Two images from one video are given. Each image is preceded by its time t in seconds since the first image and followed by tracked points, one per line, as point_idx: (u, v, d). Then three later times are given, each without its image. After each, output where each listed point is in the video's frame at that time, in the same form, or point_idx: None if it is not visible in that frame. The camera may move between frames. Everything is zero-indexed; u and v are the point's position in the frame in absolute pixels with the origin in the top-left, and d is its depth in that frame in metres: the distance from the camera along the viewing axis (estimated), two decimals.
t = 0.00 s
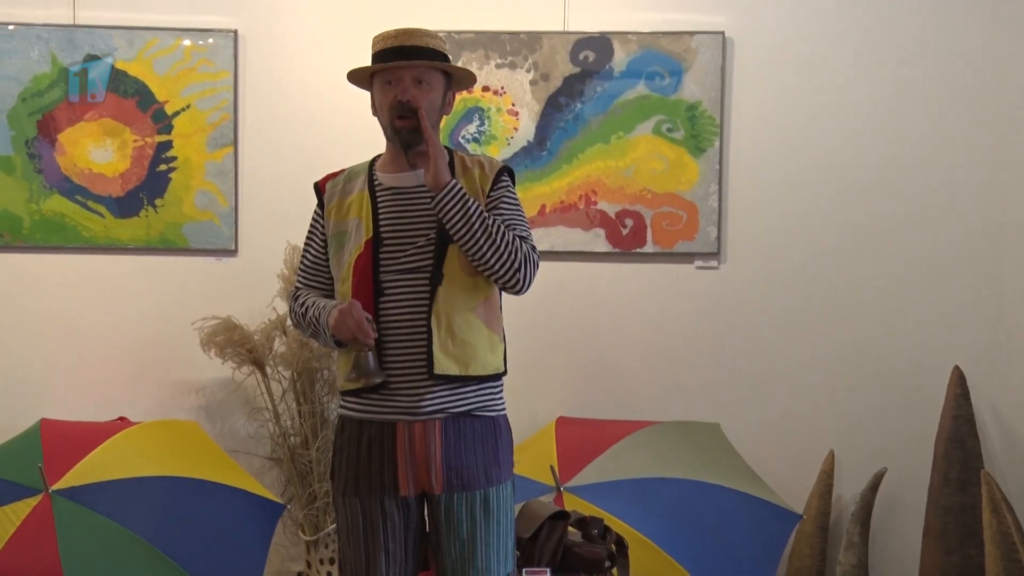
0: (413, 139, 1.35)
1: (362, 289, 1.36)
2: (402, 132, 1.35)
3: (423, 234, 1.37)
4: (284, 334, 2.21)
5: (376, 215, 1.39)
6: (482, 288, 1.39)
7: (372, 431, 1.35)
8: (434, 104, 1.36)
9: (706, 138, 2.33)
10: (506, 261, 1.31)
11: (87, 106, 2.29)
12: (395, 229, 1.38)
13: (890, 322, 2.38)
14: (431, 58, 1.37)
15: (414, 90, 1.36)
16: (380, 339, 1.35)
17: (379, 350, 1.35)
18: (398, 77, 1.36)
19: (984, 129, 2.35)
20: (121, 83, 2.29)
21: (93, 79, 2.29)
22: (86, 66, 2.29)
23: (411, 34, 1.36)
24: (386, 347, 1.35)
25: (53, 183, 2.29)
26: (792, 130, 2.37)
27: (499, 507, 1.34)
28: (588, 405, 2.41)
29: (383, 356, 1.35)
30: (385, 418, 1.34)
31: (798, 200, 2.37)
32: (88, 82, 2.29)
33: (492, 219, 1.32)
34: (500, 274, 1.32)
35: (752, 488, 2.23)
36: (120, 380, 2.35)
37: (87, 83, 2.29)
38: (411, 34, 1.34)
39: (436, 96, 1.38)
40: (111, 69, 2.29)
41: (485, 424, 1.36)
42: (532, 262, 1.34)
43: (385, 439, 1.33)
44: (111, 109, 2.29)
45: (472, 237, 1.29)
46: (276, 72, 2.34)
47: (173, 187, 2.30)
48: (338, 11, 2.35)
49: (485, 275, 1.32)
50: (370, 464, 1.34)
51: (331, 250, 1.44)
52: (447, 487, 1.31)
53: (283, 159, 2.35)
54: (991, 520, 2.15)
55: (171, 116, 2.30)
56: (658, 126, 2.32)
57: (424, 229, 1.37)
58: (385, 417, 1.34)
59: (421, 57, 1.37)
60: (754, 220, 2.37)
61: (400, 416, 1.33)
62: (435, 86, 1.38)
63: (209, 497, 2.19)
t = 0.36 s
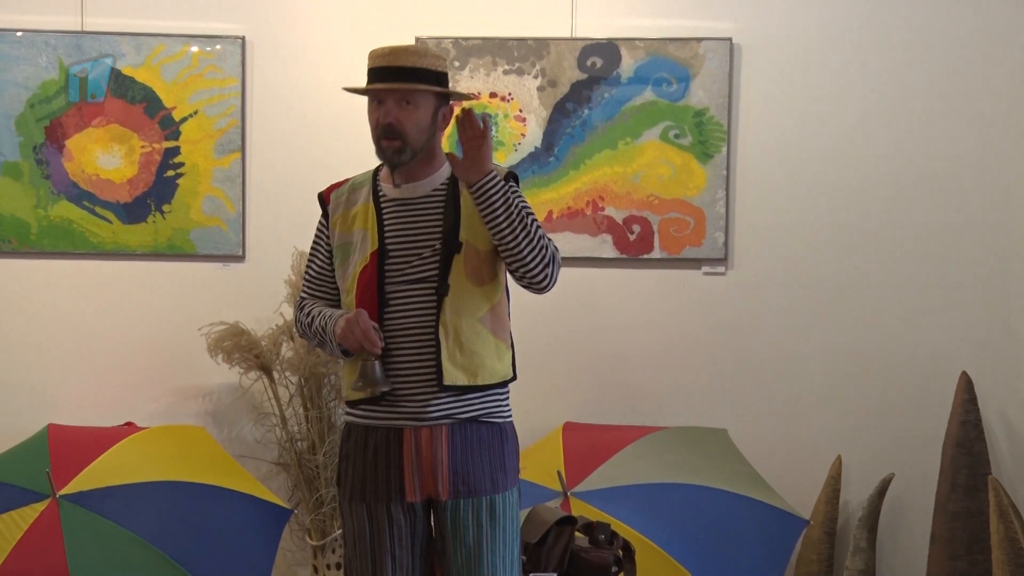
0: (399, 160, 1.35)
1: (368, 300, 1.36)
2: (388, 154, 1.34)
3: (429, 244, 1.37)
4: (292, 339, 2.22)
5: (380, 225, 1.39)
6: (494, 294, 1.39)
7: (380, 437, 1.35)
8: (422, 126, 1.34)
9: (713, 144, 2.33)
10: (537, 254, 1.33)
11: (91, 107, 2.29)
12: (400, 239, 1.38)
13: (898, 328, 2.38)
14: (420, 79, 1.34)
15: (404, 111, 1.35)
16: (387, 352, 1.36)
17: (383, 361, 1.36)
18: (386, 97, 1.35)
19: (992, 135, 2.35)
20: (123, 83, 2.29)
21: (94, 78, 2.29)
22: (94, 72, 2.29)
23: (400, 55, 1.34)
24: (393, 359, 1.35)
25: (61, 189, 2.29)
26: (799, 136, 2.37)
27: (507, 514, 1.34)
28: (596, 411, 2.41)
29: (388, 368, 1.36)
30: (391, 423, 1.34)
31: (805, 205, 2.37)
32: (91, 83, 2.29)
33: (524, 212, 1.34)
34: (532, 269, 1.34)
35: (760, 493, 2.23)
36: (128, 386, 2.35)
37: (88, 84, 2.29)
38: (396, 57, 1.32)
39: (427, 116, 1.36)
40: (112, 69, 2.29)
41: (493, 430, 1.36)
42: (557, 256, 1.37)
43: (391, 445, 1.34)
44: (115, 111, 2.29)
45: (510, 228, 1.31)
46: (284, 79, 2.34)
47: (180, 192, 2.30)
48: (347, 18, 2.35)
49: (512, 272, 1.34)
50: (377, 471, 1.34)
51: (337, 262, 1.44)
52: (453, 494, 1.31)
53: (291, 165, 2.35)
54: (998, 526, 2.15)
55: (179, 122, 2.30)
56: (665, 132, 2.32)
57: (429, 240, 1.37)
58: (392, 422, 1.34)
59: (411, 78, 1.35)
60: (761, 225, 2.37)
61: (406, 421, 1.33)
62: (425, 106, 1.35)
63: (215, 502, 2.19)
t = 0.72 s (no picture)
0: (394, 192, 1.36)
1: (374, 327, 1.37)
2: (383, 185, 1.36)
3: (432, 269, 1.38)
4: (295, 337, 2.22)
5: (383, 249, 1.40)
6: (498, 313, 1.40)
7: (388, 442, 1.36)
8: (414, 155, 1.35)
9: (717, 142, 2.33)
10: (537, 277, 1.34)
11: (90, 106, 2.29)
12: (402, 264, 1.38)
13: (902, 326, 2.37)
14: (410, 110, 1.35)
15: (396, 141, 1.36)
16: (395, 375, 1.36)
17: (392, 385, 1.36)
18: (378, 129, 1.36)
19: (996, 132, 2.35)
20: (122, 83, 2.29)
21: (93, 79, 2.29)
22: (97, 70, 2.29)
23: (389, 86, 1.35)
24: (403, 384, 1.36)
25: (65, 187, 2.29)
26: (803, 134, 2.37)
27: (514, 519, 1.35)
28: (599, 409, 2.41)
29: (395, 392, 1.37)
30: (400, 428, 1.35)
31: (809, 203, 2.37)
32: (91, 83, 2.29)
33: (519, 237, 1.35)
34: (531, 294, 1.35)
35: (763, 492, 2.23)
36: (131, 384, 2.35)
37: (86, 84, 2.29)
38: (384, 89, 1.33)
39: (419, 147, 1.37)
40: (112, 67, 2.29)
41: (501, 437, 1.37)
42: (556, 276, 1.38)
43: (402, 448, 1.35)
44: (115, 109, 2.30)
45: (506, 259, 1.31)
46: (288, 76, 2.34)
47: (184, 191, 2.30)
48: (350, 15, 2.35)
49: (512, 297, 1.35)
50: (385, 476, 1.35)
51: (340, 285, 1.45)
52: (462, 498, 1.33)
53: (294, 163, 2.35)
54: (1003, 524, 2.15)
55: (183, 120, 2.30)
56: (668, 130, 2.32)
57: (432, 264, 1.38)
58: (401, 427, 1.35)
59: (402, 109, 1.36)
60: (765, 223, 2.37)
61: (415, 426, 1.34)
62: (416, 135, 1.36)
63: (220, 502, 2.19)
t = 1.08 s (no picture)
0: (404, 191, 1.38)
1: (384, 328, 1.38)
2: (393, 184, 1.37)
3: (442, 269, 1.39)
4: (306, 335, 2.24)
5: (393, 249, 1.41)
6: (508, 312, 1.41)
7: (399, 441, 1.38)
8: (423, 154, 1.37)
9: (726, 141, 2.34)
10: (547, 276, 1.35)
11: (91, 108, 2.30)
12: (413, 265, 1.40)
13: (910, 324, 2.38)
14: (420, 112, 1.38)
15: (406, 142, 1.38)
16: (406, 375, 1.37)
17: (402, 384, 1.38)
18: (388, 131, 1.38)
19: (1005, 130, 2.36)
20: (121, 85, 2.31)
21: (93, 79, 2.30)
22: (110, 69, 2.31)
23: (398, 89, 1.38)
24: (413, 383, 1.37)
25: (78, 185, 2.31)
26: (812, 132, 2.38)
27: (525, 516, 1.36)
28: (608, 406, 2.42)
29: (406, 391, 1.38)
30: (410, 428, 1.37)
31: (817, 202, 2.38)
32: (91, 83, 2.31)
33: (529, 238, 1.36)
34: (541, 294, 1.36)
35: (771, 489, 2.24)
36: (143, 380, 2.37)
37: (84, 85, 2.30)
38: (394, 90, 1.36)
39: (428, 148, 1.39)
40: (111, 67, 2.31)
41: (511, 435, 1.39)
42: (565, 277, 1.39)
43: (413, 446, 1.36)
44: (117, 109, 2.31)
45: (515, 259, 1.32)
46: (299, 75, 2.36)
47: (196, 189, 2.32)
48: (361, 14, 2.36)
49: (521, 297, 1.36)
50: (396, 474, 1.36)
51: (350, 284, 1.47)
52: (473, 496, 1.34)
53: (305, 161, 2.36)
54: (1011, 521, 2.16)
55: (194, 118, 2.32)
56: (677, 128, 2.33)
57: (442, 264, 1.39)
58: (412, 426, 1.36)
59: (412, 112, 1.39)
60: (773, 221, 2.38)
61: (426, 425, 1.36)
62: (426, 137, 1.38)
63: (230, 498, 2.21)
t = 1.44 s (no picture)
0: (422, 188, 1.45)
1: (402, 319, 1.46)
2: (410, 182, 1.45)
3: (458, 264, 1.46)
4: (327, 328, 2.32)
5: (410, 242, 1.49)
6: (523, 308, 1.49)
7: (416, 431, 1.45)
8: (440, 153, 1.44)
9: (734, 140, 2.41)
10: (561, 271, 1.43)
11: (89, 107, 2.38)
12: (430, 259, 1.47)
13: (913, 318, 2.45)
14: (437, 112, 1.45)
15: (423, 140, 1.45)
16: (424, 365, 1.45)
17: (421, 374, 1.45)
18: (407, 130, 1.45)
19: (1007, 129, 2.42)
20: (120, 86, 2.38)
21: (93, 80, 2.38)
22: (139, 71, 2.39)
23: (417, 90, 1.45)
24: (431, 373, 1.45)
25: (107, 183, 2.39)
26: (818, 132, 2.45)
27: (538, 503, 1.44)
28: (619, 398, 2.50)
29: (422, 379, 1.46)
30: (429, 417, 1.45)
31: (823, 199, 2.45)
32: (91, 83, 2.38)
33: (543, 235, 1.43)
34: (555, 289, 1.43)
35: (776, 478, 2.31)
36: (170, 371, 2.46)
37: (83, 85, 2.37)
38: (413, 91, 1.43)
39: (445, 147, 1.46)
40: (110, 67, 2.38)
41: (523, 425, 1.46)
42: (578, 271, 1.46)
43: (431, 437, 1.44)
44: (116, 110, 2.39)
45: (530, 257, 1.40)
46: (320, 77, 2.43)
47: (221, 187, 2.40)
48: (381, 18, 2.44)
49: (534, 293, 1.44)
50: (414, 464, 1.44)
51: (369, 276, 1.55)
52: (488, 483, 1.42)
53: (326, 160, 2.44)
54: (1011, 509, 2.23)
55: (220, 118, 2.40)
56: (687, 128, 2.41)
57: (459, 259, 1.46)
58: (430, 415, 1.44)
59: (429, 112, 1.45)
60: (780, 218, 2.45)
61: (443, 416, 1.44)
62: (443, 136, 1.45)
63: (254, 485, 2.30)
